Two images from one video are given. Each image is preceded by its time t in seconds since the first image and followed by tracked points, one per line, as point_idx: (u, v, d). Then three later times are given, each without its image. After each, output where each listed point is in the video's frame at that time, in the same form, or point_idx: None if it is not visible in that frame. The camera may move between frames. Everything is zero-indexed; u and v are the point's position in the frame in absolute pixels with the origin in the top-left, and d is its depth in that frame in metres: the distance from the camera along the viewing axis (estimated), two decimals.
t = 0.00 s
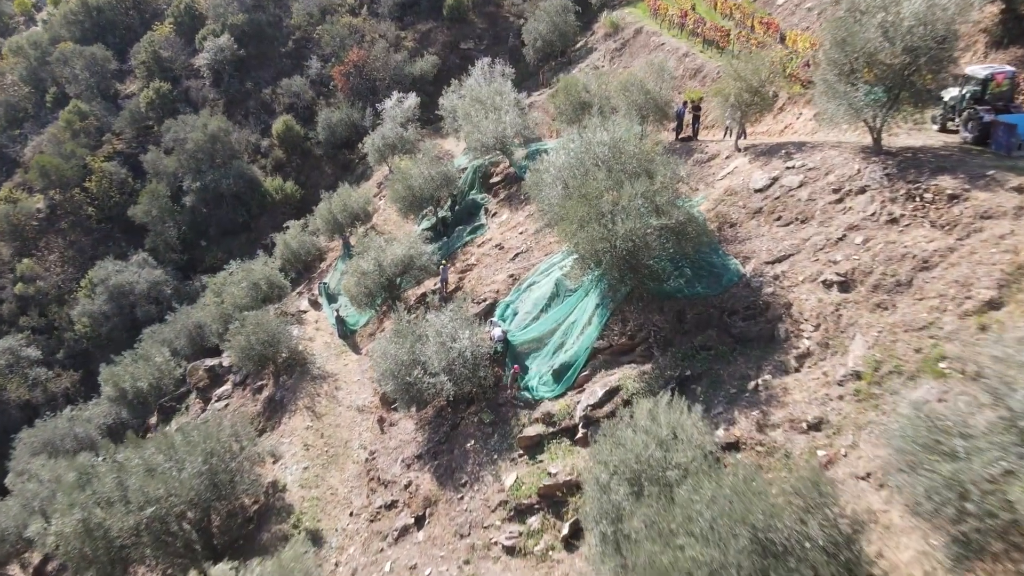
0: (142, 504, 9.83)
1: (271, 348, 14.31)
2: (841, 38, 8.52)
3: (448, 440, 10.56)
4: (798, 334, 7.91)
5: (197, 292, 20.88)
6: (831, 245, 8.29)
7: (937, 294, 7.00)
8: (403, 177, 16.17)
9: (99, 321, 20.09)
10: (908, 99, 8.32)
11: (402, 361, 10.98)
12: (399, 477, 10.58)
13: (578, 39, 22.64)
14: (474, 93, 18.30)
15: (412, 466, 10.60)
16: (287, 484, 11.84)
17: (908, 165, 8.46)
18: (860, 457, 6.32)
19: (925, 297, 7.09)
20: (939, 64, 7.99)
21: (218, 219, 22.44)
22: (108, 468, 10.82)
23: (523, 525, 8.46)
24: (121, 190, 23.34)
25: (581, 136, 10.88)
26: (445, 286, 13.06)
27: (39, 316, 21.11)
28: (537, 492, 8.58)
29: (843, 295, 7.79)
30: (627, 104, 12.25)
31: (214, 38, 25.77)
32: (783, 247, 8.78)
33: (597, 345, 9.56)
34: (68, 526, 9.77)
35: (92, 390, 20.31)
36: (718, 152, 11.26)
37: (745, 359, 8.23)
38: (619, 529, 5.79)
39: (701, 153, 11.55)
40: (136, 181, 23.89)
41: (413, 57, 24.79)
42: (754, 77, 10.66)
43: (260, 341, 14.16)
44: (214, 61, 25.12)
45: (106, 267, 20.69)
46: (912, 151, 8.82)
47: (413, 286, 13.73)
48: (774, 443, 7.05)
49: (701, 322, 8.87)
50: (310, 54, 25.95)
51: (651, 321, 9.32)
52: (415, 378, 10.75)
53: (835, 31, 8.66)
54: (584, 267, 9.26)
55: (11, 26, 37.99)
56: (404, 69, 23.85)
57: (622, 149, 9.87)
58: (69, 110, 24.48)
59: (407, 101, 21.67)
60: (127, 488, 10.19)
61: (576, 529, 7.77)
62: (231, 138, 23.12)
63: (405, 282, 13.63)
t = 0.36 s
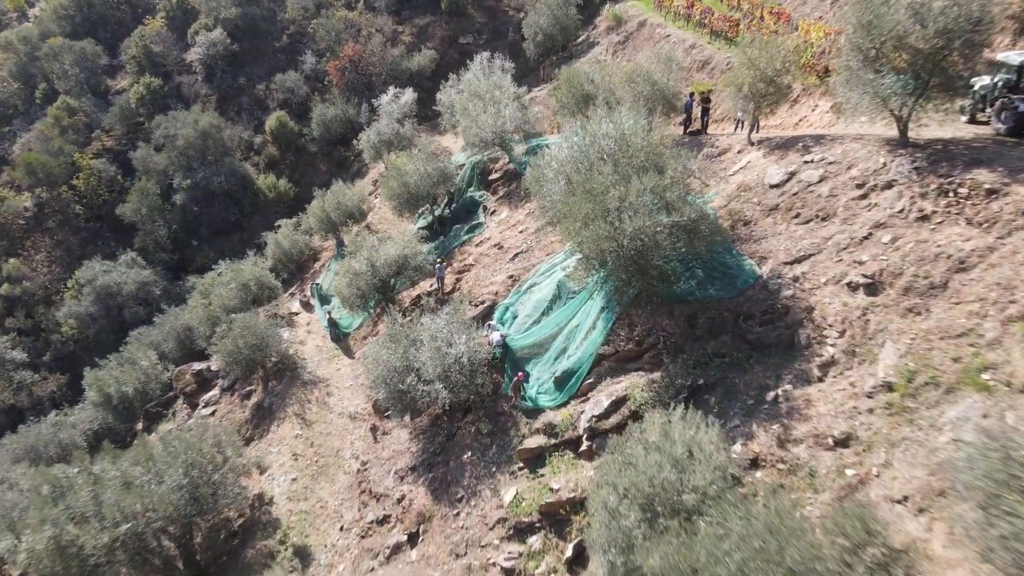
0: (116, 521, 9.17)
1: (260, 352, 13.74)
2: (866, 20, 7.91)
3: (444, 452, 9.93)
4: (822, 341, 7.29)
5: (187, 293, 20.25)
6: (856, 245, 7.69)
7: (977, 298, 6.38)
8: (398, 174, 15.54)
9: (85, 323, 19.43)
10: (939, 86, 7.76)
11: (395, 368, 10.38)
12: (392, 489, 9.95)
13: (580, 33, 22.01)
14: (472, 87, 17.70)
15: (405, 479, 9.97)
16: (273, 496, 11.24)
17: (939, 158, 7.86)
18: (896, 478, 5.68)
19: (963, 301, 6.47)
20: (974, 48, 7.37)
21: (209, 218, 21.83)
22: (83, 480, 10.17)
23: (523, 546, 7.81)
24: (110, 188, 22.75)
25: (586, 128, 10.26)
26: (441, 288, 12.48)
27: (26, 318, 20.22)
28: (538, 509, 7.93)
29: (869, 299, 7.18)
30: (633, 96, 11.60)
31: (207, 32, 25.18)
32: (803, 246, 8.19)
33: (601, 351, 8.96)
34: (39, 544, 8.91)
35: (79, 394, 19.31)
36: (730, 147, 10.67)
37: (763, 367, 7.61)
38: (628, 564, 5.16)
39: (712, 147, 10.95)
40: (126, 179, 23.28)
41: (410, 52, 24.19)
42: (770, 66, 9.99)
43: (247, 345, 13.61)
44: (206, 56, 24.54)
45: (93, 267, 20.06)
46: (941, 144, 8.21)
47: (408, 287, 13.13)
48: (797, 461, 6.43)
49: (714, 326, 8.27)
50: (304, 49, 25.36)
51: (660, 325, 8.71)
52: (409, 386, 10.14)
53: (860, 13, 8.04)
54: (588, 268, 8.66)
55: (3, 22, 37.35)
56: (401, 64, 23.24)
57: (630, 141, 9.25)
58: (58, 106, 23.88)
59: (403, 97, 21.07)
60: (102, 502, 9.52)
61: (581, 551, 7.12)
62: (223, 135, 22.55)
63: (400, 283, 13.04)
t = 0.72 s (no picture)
0: (92, 536, 8.58)
1: (250, 356, 13.22)
2: None
3: (439, 462, 9.39)
4: (845, 347, 6.75)
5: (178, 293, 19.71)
6: (881, 243, 7.16)
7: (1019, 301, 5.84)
8: (393, 171, 14.99)
9: (72, 324, 18.84)
10: (970, 73, 7.17)
11: (387, 373, 9.85)
12: (385, 502, 9.41)
13: (581, 27, 21.48)
14: (471, 81, 17.17)
15: (399, 491, 9.40)
16: (261, 507, 10.70)
17: (970, 150, 7.32)
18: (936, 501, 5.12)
19: (1002, 305, 5.94)
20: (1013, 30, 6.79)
21: (201, 216, 21.28)
22: (59, 492, 9.61)
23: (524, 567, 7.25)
24: (100, 186, 22.22)
25: (590, 120, 9.73)
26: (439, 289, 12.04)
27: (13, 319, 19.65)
28: (539, 526, 7.36)
29: (897, 301, 6.65)
30: (639, 86, 11.07)
31: (199, 27, 24.66)
32: (822, 245, 7.66)
33: (606, 356, 8.43)
34: (8, 562, 8.13)
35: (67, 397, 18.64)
36: (742, 140, 10.16)
37: (781, 375, 7.08)
38: None
39: (722, 141, 10.44)
40: (116, 177, 22.74)
41: (407, 47, 23.65)
42: (785, 55, 9.37)
43: (236, 348, 13.08)
44: (199, 51, 24.02)
45: (81, 267, 19.50)
46: (972, 135, 7.65)
47: (403, 288, 12.64)
48: (821, 479, 5.88)
49: (728, 331, 7.74)
50: (299, 44, 24.84)
51: (669, 330, 8.20)
52: (402, 393, 9.60)
53: None
54: (593, 270, 8.11)
55: None
56: (398, 59, 22.71)
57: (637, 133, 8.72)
58: (47, 102, 23.35)
59: (400, 93, 20.56)
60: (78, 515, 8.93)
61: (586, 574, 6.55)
62: (216, 132, 22.03)
63: (395, 284, 12.53)
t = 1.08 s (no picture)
0: (62, 554, 7.99)
1: (238, 360, 12.66)
2: None
3: (434, 474, 8.78)
4: (875, 355, 6.16)
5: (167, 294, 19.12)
6: (913, 242, 6.59)
7: None
8: (389, 166, 14.41)
9: (58, 326, 18.23)
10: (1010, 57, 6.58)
11: (379, 380, 9.27)
12: (376, 517, 8.80)
13: (583, 20, 20.91)
14: (469, 74, 16.61)
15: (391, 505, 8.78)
16: (246, 521, 10.11)
17: (1009, 140, 6.74)
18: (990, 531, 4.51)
19: None
20: None
21: (192, 215, 20.70)
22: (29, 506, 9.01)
23: None
24: (89, 184, 21.65)
25: (595, 111, 9.15)
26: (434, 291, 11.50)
27: None
28: (540, 547, 6.75)
29: (933, 305, 6.07)
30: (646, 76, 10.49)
31: (191, 21, 24.10)
32: (847, 243, 7.11)
33: (612, 363, 7.87)
34: None
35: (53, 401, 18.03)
36: (757, 132, 9.60)
37: (804, 385, 6.48)
38: None
39: (735, 134, 9.89)
40: (105, 174, 22.16)
41: (405, 41, 23.08)
42: (803, 41, 8.80)
43: (222, 352, 12.50)
44: (191, 45, 23.45)
45: (68, 267, 18.91)
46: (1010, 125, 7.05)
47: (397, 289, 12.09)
48: (853, 501, 5.25)
49: (744, 335, 7.18)
50: (294, 38, 24.26)
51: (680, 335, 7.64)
52: (394, 401, 9.02)
53: None
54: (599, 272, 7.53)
55: None
56: (395, 54, 22.15)
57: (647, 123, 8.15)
58: (34, 97, 22.77)
59: (397, 87, 19.99)
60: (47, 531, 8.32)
61: None
62: (207, 128, 21.45)
63: (389, 284, 11.95)
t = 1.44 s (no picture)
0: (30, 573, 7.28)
1: (226, 363, 12.10)
2: None
3: (428, 489, 8.17)
4: (911, 364, 5.57)
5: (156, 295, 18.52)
6: (951, 239, 6.03)
7: None
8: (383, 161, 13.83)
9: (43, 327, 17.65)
10: None
11: (370, 387, 8.68)
12: (365, 533, 8.22)
13: (584, 13, 20.33)
14: (468, 67, 16.07)
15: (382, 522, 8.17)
16: (231, 536, 9.54)
17: None
18: None
19: None
20: None
21: (182, 213, 20.12)
22: None
23: None
24: (77, 182, 21.09)
25: (601, 99, 8.58)
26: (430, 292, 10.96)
27: None
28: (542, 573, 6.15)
29: (976, 308, 5.49)
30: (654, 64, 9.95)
31: (183, 14, 23.57)
32: (875, 241, 6.60)
33: (620, 370, 7.32)
34: None
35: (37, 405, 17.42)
36: (772, 124, 9.09)
37: (830, 396, 5.87)
38: None
39: (748, 125, 9.38)
40: (94, 171, 21.59)
41: (402, 34, 22.50)
42: (823, 24, 8.24)
43: (208, 356, 11.93)
44: (183, 39, 22.91)
45: (54, 266, 18.33)
46: None
47: (390, 289, 11.57)
48: (892, 527, 4.55)
49: (764, 341, 6.66)
50: (288, 32, 23.71)
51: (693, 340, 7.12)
52: (386, 410, 8.43)
53: None
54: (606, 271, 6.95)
55: None
56: (391, 47, 21.58)
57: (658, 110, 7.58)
58: (22, 92, 22.22)
59: (394, 82, 19.44)
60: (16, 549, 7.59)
61: None
62: (199, 123, 20.89)
63: (383, 285, 11.40)
